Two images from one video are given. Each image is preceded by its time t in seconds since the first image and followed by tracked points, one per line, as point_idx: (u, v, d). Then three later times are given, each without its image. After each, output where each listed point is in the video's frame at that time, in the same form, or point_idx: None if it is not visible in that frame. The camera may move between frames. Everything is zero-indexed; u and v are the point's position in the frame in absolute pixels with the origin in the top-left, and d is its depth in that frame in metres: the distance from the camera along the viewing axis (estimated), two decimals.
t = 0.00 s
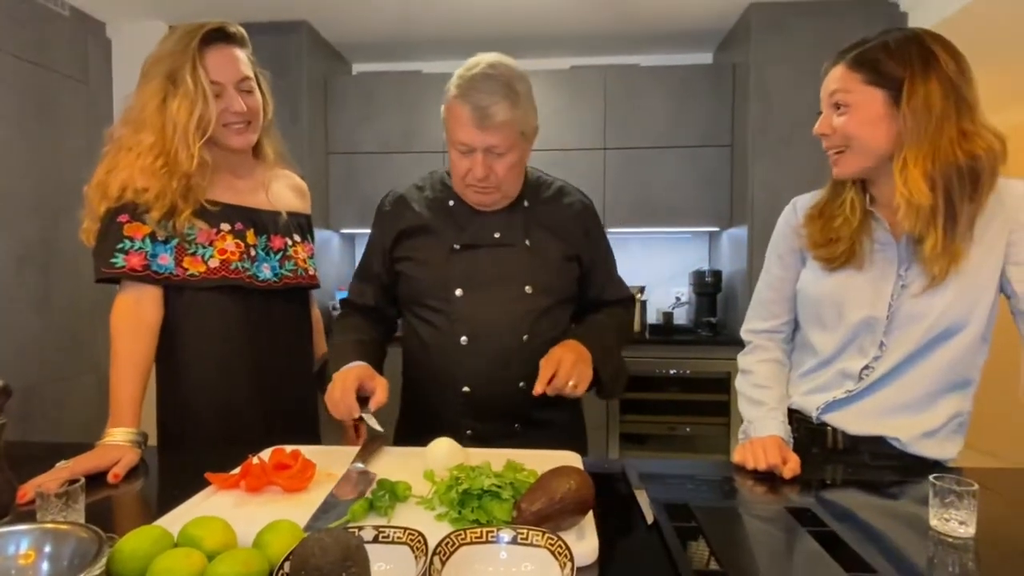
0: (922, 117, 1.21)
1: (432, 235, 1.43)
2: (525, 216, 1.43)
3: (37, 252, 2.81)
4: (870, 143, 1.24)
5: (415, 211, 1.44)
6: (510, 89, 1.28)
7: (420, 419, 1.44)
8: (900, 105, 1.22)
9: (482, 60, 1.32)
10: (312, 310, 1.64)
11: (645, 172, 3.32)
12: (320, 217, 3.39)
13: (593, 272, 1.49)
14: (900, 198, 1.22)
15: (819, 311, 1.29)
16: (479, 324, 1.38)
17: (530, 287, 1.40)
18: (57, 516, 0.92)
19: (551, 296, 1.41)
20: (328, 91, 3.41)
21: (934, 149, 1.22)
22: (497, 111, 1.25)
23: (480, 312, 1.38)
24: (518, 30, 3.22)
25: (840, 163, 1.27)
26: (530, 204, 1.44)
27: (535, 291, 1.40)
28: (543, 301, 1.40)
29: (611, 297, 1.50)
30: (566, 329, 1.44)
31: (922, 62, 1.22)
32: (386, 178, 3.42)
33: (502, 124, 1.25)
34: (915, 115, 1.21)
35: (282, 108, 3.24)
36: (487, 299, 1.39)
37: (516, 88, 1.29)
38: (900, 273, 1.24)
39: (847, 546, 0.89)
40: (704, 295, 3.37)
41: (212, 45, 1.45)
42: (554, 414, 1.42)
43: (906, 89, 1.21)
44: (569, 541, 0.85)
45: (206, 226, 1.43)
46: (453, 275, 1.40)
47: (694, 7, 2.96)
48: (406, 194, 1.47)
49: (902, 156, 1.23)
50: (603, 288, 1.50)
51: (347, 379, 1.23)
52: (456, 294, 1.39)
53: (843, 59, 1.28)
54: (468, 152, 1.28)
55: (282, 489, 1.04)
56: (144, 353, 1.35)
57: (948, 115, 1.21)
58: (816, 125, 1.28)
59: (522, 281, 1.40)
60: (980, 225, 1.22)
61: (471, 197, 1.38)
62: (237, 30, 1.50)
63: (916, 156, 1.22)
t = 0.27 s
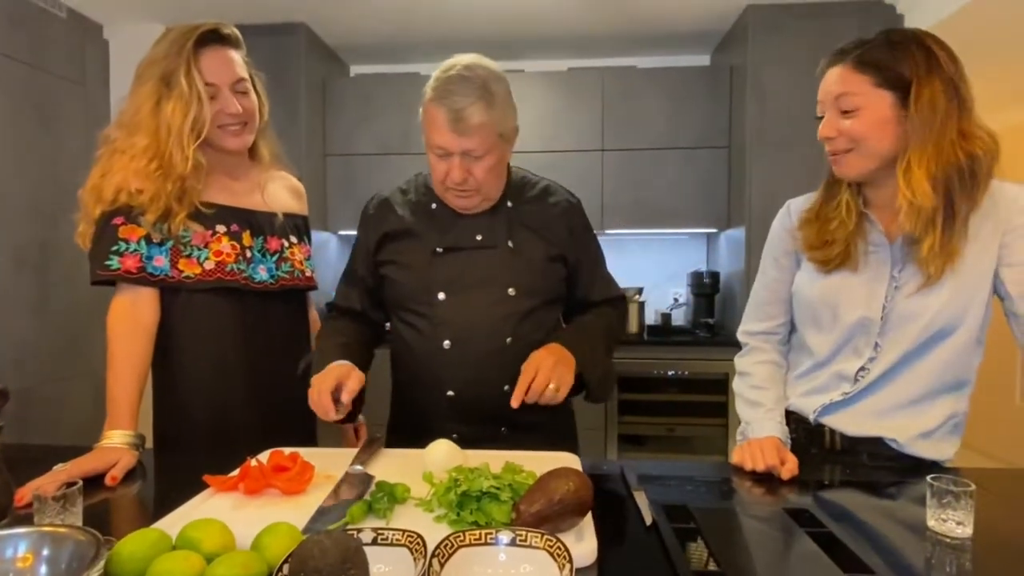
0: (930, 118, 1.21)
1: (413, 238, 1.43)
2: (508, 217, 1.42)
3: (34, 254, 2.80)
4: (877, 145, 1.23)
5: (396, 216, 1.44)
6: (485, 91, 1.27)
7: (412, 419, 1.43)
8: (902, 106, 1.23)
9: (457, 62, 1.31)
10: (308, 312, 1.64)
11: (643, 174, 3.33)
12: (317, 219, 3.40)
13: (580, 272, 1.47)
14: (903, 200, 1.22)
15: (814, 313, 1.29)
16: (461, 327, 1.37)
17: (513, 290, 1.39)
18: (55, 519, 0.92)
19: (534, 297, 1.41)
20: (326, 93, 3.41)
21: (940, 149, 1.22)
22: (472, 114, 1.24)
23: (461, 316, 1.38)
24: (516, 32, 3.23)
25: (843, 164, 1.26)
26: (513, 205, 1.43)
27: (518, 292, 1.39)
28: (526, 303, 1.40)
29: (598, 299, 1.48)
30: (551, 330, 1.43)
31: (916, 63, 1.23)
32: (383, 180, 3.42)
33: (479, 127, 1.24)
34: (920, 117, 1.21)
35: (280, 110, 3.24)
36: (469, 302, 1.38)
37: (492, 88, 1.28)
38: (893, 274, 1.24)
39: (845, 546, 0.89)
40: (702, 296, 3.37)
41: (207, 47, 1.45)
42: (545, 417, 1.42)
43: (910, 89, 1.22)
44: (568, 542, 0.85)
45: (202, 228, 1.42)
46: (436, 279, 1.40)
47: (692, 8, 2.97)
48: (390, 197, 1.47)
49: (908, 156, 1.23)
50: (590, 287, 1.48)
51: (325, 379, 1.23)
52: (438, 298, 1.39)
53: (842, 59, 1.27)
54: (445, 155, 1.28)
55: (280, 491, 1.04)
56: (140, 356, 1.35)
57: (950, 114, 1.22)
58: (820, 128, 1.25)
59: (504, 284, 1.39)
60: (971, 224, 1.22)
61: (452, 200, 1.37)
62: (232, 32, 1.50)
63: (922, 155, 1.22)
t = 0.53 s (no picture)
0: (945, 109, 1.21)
1: (398, 241, 1.43)
2: (493, 218, 1.42)
3: (32, 255, 2.80)
4: (892, 142, 1.20)
5: (383, 219, 1.44)
6: (465, 94, 1.27)
7: (408, 421, 1.43)
8: (902, 101, 1.21)
9: (438, 66, 1.31)
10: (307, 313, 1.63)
11: (642, 175, 3.33)
12: (316, 220, 3.40)
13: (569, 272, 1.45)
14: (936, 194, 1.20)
15: (807, 315, 1.29)
16: (447, 330, 1.37)
17: (499, 291, 1.39)
18: (54, 522, 0.92)
19: (520, 299, 1.40)
20: (325, 94, 3.41)
21: (950, 143, 1.21)
22: (453, 118, 1.24)
23: (446, 319, 1.37)
24: (516, 33, 3.23)
25: (847, 164, 1.22)
26: (500, 206, 1.43)
27: (504, 295, 1.39)
28: (513, 305, 1.39)
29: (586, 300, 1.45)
30: (538, 331, 1.42)
31: (905, 54, 1.21)
32: (382, 181, 3.42)
33: (460, 131, 1.24)
34: (937, 113, 1.21)
35: (279, 111, 3.24)
36: (455, 304, 1.38)
37: (473, 91, 1.28)
38: (883, 272, 1.24)
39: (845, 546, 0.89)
40: (701, 297, 3.37)
41: (206, 48, 1.45)
42: (538, 420, 1.42)
43: (915, 84, 1.21)
44: (568, 544, 0.85)
45: (201, 229, 1.42)
46: (421, 282, 1.40)
47: (691, 10, 2.97)
48: (378, 199, 1.47)
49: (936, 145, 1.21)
50: (580, 287, 1.46)
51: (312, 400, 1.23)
52: (424, 300, 1.39)
53: (832, 54, 1.22)
54: (428, 160, 1.28)
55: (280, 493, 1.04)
56: (138, 358, 1.35)
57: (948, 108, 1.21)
58: (820, 129, 1.21)
59: (490, 285, 1.39)
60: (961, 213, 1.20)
61: (438, 204, 1.37)
62: (231, 33, 1.50)
63: (943, 144, 1.21)
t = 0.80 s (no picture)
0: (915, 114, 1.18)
1: (391, 244, 1.43)
2: (487, 220, 1.42)
3: (33, 257, 2.80)
4: (868, 149, 1.20)
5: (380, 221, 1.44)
6: (464, 93, 1.27)
7: (407, 423, 1.43)
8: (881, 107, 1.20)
9: (427, 69, 1.31)
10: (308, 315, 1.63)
11: (642, 176, 3.33)
12: (317, 222, 3.40)
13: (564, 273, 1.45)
14: (894, 205, 1.19)
15: (803, 319, 1.30)
16: (441, 333, 1.37)
17: (493, 293, 1.39)
18: (55, 524, 0.92)
19: (514, 301, 1.40)
20: (325, 96, 3.41)
21: (924, 149, 1.19)
22: (458, 117, 1.24)
23: (440, 322, 1.37)
24: (516, 34, 3.23)
25: (827, 173, 1.22)
26: (493, 207, 1.43)
27: (498, 296, 1.39)
28: (506, 307, 1.39)
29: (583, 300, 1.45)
30: (531, 333, 1.42)
31: (884, 58, 1.20)
32: (382, 183, 3.42)
33: (466, 130, 1.25)
34: (903, 119, 1.18)
35: (279, 113, 3.24)
36: (449, 306, 1.38)
37: (470, 90, 1.29)
38: (876, 276, 1.24)
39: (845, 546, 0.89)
40: (702, 298, 3.37)
41: (209, 50, 1.45)
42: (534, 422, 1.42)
43: (891, 89, 1.19)
44: (569, 545, 0.85)
45: (202, 231, 1.42)
46: (414, 284, 1.40)
47: (690, 11, 2.97)
48: (371, 202, 1.47)
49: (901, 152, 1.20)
50: (576, 289, 1.45)
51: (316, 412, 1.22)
52: (418, 303, 1.39)
53: (811, 62, 1.21)
54: (434, 163, 1.28)
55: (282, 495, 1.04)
56: (139, 360, 1.35)
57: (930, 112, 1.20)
58: (801, 137, 1.21)
59: (484, 287, 1.39)
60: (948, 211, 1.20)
61: (443, 207, 1.37)
62: (234, 35, 1.50)
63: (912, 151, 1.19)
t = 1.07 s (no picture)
0: (897, 117, 1.18)
1: (391, 246, 1.43)
2: (487, 221, 1.41)
3: (34, 259, 2.80)
4: (863, 151, 1.21)
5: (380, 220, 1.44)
6: (466, 96, 1.27)
7: (409, 422, 1.43)
8: (875, 108, 1.20)
9: (432, 69, 1.31)
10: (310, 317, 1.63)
11: (643, 176, 3.33)
12: (318, 223, 3.40)
13: (562, 273, 1.44)
14: (859, 211, 1.18)
15: (803, 321, 1.30)
16: (443, 333, 1.37)
17: (495, 293, 1.39)
18: (55, 525, 0.92)
19: (516, 301, 1.40)
20: (326, 97, 3.41)
21: (911, 153, 1.19)
22: (459, 120, 1.24)
23: (443, 322, 1.37)
24: (516, 35, 3.23)
25: (822, 173, 1.24)
26: (493, 207, 1.43)
27: (500, 296, 1.39)
28: (507, 307, 1.39)
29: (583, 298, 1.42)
30: (535, 332, 1.42)
31: (878, 60, 1.19)
32: (383, 183, 3.42)
33: (468, 133, 1.25)
34: (890, 122, 1.18)
35: (280, 114, 3.24)
36: (450, 307, 1.38)
37: (473, 94, 1.29)
38: (875, 278, 1.24)
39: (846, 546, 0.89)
40: (703, 298, 3.37)
41: (211, 51, 1.45)
42: (536, 421, 1.42)
43: (881, 91, 1.19)
44: (570, 546, 0.84)
45: (202, 232, 1.42)
46: (416, 285, 1.40)
47: (690, 11, 2.97)
48: (370, 203, 1.47)
49: (870, 158, 1.19)
50: (571, 289, 1.43)
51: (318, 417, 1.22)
52: (420, 304, 1.39)
53: (806, 64, 1.21)
54: (434, 164, 1.28)
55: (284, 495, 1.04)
56: (140, 363, 1.35)
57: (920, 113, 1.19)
58: (798, 138, 1.21)
59: (486, 287, 1.39)
60: (952, 212, 1.19)
61: (439, 208, 1.37)
62: (237, 37, 1.50)
63: (886, 154, 1.18)
